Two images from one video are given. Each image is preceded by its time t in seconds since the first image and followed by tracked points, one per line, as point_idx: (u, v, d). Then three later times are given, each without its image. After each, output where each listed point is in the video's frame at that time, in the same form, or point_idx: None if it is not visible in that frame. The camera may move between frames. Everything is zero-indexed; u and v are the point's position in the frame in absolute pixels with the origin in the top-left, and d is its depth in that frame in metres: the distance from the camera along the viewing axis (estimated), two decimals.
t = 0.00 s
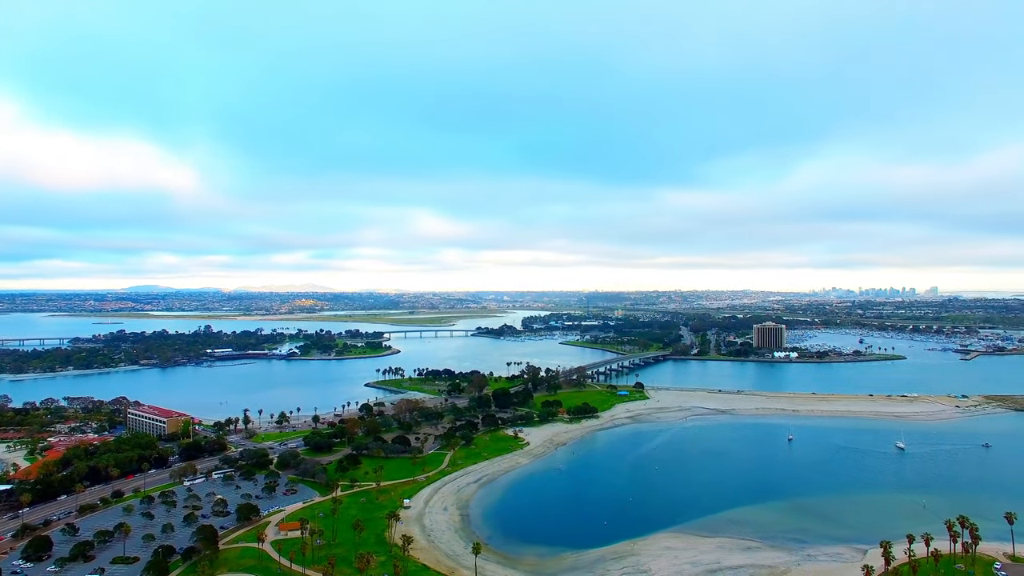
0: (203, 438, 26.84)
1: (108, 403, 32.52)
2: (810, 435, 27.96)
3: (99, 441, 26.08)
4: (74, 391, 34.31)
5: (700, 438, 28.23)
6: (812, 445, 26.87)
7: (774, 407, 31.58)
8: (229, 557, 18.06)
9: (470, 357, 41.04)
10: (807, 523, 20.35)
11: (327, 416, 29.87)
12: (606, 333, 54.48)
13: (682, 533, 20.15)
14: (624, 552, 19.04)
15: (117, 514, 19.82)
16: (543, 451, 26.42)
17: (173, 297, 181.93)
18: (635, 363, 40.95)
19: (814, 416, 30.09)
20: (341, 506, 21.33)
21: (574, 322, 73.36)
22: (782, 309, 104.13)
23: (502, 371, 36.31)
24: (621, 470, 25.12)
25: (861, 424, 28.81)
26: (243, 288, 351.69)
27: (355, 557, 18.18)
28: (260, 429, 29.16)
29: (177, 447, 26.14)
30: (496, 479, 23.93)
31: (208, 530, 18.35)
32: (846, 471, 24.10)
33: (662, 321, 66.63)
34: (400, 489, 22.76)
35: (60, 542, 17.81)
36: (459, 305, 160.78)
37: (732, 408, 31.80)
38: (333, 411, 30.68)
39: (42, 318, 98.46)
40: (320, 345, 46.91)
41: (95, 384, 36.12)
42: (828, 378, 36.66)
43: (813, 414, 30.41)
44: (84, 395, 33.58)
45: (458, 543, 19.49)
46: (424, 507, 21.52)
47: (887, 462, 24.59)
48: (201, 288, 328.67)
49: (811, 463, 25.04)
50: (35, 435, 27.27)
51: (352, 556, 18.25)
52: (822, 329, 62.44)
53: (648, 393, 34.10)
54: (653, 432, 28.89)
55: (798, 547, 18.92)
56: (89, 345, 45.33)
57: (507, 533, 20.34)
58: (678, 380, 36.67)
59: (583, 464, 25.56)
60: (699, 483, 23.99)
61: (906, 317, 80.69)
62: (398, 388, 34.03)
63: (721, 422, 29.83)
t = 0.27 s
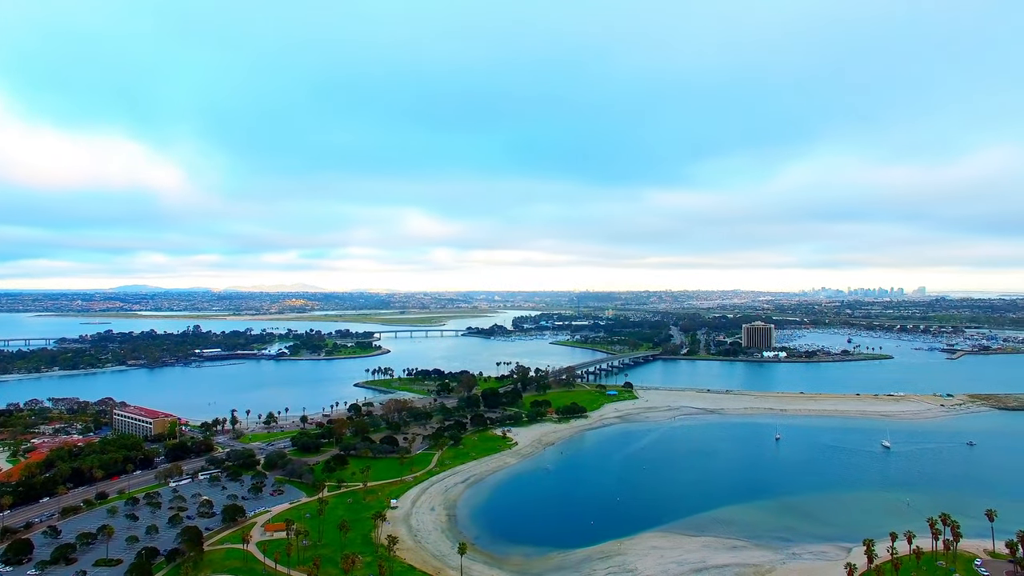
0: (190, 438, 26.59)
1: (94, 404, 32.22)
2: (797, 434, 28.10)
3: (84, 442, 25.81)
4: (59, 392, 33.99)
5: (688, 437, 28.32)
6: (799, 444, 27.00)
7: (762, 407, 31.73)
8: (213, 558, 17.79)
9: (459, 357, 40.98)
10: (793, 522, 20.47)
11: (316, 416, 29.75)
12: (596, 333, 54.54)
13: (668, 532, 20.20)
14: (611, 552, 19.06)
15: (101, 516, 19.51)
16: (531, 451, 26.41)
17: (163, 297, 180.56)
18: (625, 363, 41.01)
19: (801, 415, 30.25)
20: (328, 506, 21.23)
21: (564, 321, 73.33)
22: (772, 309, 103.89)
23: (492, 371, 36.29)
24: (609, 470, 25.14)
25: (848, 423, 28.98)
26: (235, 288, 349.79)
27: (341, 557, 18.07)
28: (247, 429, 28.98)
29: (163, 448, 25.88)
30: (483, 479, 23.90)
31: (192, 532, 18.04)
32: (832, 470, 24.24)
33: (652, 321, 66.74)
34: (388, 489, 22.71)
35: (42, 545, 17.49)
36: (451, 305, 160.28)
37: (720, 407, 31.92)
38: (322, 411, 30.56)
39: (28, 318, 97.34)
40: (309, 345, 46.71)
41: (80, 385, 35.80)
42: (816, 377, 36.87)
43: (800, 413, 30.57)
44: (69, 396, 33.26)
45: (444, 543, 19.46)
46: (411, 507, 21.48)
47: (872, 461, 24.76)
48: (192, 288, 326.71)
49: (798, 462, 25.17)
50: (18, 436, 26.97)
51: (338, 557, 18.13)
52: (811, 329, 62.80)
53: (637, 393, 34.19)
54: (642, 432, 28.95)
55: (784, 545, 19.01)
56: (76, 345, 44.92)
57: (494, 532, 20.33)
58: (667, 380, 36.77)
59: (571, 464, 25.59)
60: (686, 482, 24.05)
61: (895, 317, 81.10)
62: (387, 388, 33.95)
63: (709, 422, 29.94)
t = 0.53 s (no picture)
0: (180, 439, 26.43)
1: (83, 405, 32.01)
2: (787, 433, 28.21)
3: (72, 443, 25.63)
4: (47, 393, 33.75)
5: (679, 437, 28.39)
6: (789, 443, 27.11)
7: (753, 407, 31.84)
8: (201, 559, 17.54)
9: (451, 357, 40.94)
10: (782, 521, 20.55)
11: (307, 416, 29.69)
12: (589, 333, 54.55)
13: (657, 532, 20.25)
14: (600, 551, 19.08)
15: (87, 518, 19.31)
16: (522, 451, 26.41)
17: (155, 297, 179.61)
18: (617, 363, 41.05)
19: (792, 415, 30.37)
20: (318, 506, 21.13)
21: (556, 322, 73.09)
22: (765, 309, 103.76)
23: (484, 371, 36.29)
24: (600, 469, 25.17)
25: (838, 422, 29.13)
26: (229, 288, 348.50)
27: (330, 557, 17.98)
28: (238, 430, 28.86)
29: (152, 449, 25.70)
30: (474, 479, 23.89)
31: (180, 533, 17.74)
32: (822, 469, 24.35)
33: (642, 321, 66.78)
34: (378, 489, 22.67)
35: (27, 548, 17.31)
36: (444, 305, 159.70)
37: (711, 407, 32.00)
38: (313, 411, 30.48)
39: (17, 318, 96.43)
40: (301, 345, 46.56)
41: (69, 385, 35.55)
42: (807, 377, 37.01)
43: (791, 412, 30.69)
44: (57, 397, 33.03)
45: (434, 543, 19.45)
46: (401, 507, 21.45)
47: (861, 460, 24.88)
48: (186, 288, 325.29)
49: (787, 462, 25.28)
50: (6, 437, 26.76)
51: (326, 557, 18.04)
52: (803, 329, 63.00)
53: (628, 393, 34.26)
54: (633, 431, 28.99)
55: (772, 545, 19.08)
56: (65, 346, 44.62)
57: (484, 533, 20.33)
58: (659, 379, 36.84)
59: (562, 464, 25.61)
60: (676, 482, 24.11)
61: (886, 317, 81.42)
62: (379, 388, 33.91)
63: (700, 421, 30.02)
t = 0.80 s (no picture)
0: (167, 439, 26.25)
1: (69, 406, 31.76)
2: (776, 433, 28.32)
3: (57, 445, 25.41)
4: (34, 394, 33.48)
5: (668, 436, 28.45)
6: (778, 443, 27.20)
7: (742, 406, 31.95)
8: (186, 562, 17.24)
9: (442, 357, 40.89)
10: (769, 520, 20.61)
11: (296, 417, 29.60)
12: (580, 333, 54.58)
13: (645, 531, 20.28)
14: (588, 551, 19.08)
15: (71, 520, 19.09)
16: (512, 451, 26.40)
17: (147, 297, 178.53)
18: (608, 363, 41.10)
19: (780, 414, 30.49)
20: (306, 507, 21.00)
21: (548, 321, 73.13)
22: (756, 309, 104.09)
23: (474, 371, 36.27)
24: (589, 469, 25.18)
25: (826, 421, 29.28)
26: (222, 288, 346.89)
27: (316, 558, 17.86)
28: (226, 430, 28.70)
29: (139, 450, 25.51)
30: (463, 480, 23.85)
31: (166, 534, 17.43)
32: (809, 468, 24.45)
33: (634, 321, 66.87)
34: (367, 490, 22.61)
35: (9, 551, 17.10)
36: (437, 304, 159.44)
37: (701, 407, 32.08)
38: (302, 412, 30.37)
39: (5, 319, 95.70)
40: (292, 345, 46.40)
41: (56, 386, 35.29)
42: (796, 376, 37.18)
43: (779, 412, 30.81)
44: (44, 398, 32.77)
45: (421, 544, 19.39)
46: (389, 508, 21.39)
47: (849, 459, 25.00)
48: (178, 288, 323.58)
49: (776, 461, 25.37)
50: None
51: (313, 558, 17.91)
52: (793, 329, 63.28)
53: (618, 393, 34.31)
54: (622, 431, 29.04)
55: (759, 544, 19.14)
56: (53, 346, 44.29)
57: (472, 533, 20.30)
58: (649, 379, 36.91)
59: (552, 464, 25.60)
60: (665, 481, 24.16)
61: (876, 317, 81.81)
62: (369, 388, 33.85)
63: (689, 421, 30.10)
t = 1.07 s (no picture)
0: (156, 440, 26.10)
1: (58, 407, 31.55)
2: (766, 432, 28.43)
3: (45, 446, 25.24)
4: (22, 394, 33.24)
5: (659, 436, 28.51)
6: (767, 442, 27.30)
7: (733, 406, 32.05)
8: (173, 564, 16.97)
9: (434, 357, 40.85)
10: (757, 519, 20.69)
11: (286, 417, 29.52)
12: (572, 333, 54.62)
13: (634, 531, 20.33)
14: (577, 551, 19.10)
15: (57, 522, 18.92)
16: (503, 451, 26.39)
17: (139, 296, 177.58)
18: (599, 363, 41.14)
19: (770, 414, 30.60)
20: (295, 508, 20.88)
21: (541, 321, 73.15)
22: (748, 309, 104.33)
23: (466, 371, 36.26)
24: (579, 469, 25.21)
25: (816, 421, 29.41)
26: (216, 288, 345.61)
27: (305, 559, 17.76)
28: (216, 431, 28.58)
29: (127, 451, 25.36)
30: (453, 480, 23.81)
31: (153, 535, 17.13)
32: (798, 468, 24.54)
33: (626, 321, 66.93)
34: (356, 490, 22.55)
35: None
36: (431, 304, 159.23)
37: (692, 406, 32.16)
38: (293, 412, 30.28)
39: None
40: (284, 345, 46.26)
41: (45, 387, 35.05)
42: (786, 376, 37.33)
43: (769, 412, 30.93)
44: (32, 399, 32.55)
45: (410, 544, 19.35)
46: (379, 508, 21.34)
47: (838, 458, 25.12)
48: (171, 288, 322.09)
49: (765, 461, 25.45)
50: None
51: (302, 559, 17.81)
52: (785, 329, 63.51)
53: (610, 392, 34.36)
54: (613, 431, 29.08)
55: (747, 543, 19.21)
56: (42, 347, 43.98)
57: (461, 533, 20.29)
58: (641, 379, 36.97)
59: (543, 464, 25.61)
60: (655, 481, 24.20)
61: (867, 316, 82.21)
62: (360, 388, 33.79)
63: (680, 421, 30.18)
